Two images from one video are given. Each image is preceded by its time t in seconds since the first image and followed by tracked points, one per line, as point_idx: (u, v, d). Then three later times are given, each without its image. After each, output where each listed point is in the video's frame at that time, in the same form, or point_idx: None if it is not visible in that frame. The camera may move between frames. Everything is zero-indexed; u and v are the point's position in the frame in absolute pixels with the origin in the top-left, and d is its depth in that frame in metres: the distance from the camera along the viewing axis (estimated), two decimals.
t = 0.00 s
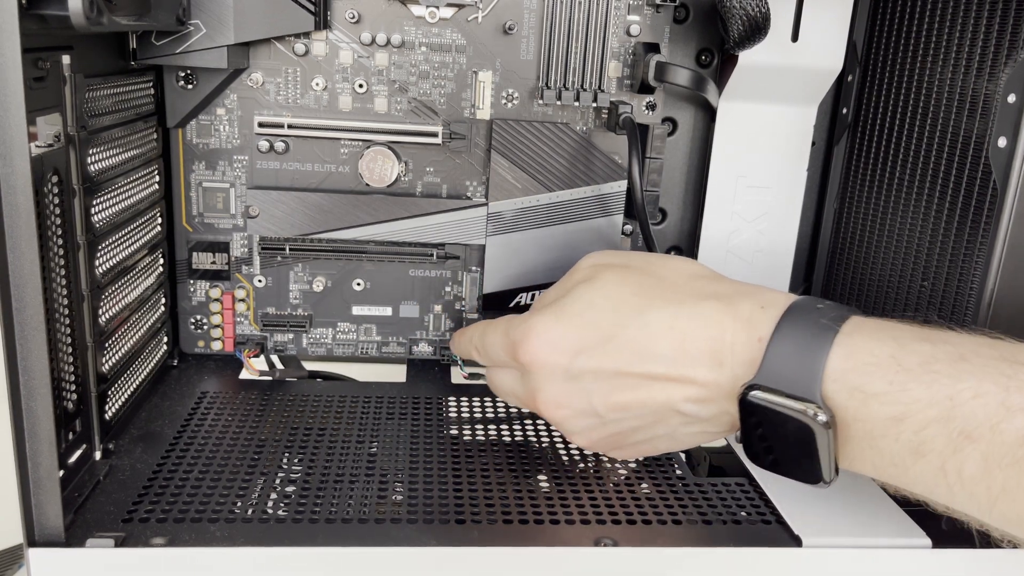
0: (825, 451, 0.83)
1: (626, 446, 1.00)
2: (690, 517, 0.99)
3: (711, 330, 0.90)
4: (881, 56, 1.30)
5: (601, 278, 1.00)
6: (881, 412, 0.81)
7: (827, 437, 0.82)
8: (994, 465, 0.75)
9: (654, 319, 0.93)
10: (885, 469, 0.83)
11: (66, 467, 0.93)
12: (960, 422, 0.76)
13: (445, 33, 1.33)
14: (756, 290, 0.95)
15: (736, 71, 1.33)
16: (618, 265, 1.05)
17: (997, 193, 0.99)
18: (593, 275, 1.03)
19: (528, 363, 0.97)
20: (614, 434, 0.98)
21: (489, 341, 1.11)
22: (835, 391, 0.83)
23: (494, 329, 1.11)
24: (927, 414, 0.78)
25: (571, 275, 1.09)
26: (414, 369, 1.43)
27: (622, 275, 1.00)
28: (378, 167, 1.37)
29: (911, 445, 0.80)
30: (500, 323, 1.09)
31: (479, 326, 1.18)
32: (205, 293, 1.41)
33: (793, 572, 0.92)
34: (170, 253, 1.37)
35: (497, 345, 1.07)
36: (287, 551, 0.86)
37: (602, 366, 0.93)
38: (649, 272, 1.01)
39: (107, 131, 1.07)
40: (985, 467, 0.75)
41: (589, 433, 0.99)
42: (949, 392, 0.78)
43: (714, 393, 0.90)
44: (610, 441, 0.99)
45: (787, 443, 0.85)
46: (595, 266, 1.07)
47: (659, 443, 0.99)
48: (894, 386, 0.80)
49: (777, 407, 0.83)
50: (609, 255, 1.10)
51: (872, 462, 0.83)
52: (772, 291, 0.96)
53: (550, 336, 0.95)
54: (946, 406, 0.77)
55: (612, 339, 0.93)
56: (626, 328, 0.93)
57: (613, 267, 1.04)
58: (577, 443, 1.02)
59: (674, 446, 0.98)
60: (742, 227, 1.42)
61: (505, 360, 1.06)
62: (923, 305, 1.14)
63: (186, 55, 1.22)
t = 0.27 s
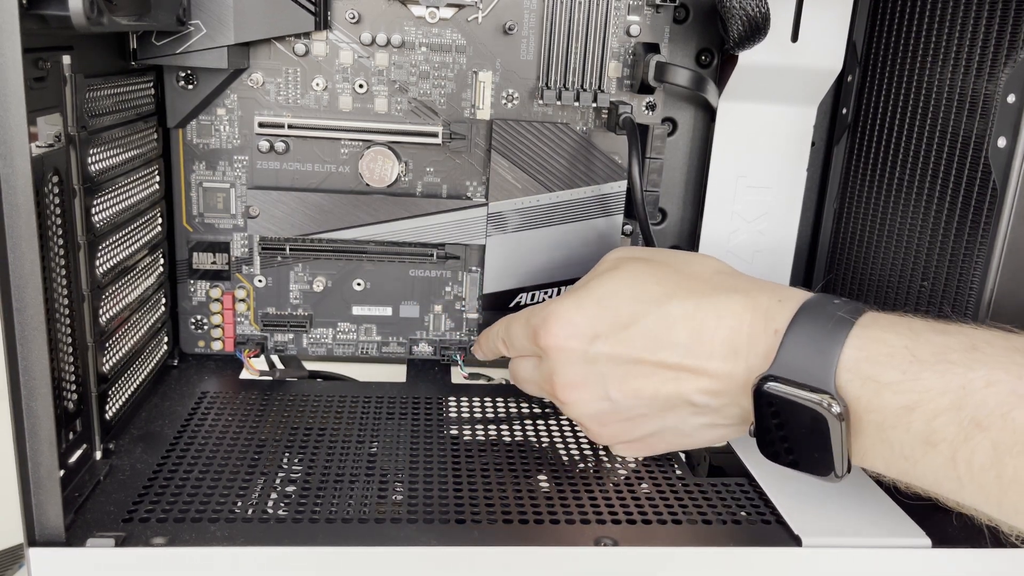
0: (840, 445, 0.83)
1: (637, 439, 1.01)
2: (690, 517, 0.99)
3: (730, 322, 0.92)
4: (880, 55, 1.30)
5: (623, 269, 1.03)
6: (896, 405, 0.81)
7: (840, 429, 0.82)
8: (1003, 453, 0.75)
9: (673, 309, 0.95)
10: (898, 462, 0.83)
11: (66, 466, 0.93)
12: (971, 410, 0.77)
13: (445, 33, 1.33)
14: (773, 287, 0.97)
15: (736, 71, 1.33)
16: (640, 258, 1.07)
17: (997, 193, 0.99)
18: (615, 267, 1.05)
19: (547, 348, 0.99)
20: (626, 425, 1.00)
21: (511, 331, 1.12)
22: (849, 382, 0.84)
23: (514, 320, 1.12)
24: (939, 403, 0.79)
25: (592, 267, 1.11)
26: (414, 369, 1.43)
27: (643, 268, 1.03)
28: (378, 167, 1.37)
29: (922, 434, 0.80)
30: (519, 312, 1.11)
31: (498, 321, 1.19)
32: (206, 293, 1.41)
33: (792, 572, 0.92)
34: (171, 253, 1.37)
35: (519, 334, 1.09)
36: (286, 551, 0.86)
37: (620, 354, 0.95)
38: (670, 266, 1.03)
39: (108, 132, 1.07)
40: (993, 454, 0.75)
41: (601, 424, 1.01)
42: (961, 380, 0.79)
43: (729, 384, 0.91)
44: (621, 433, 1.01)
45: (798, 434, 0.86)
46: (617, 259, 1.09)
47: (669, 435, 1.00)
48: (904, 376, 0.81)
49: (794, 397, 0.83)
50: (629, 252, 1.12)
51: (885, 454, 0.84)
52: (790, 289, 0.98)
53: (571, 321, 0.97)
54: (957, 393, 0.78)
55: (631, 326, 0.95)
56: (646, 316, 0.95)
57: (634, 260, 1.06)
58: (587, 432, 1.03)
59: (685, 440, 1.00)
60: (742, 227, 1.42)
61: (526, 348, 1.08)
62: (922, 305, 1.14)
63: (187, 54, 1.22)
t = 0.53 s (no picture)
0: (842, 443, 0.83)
1: (641, 439, 1.01)
2: (690, 517, 0.99)
3: (734, 322, 0.92)
4: (880, 55, 1.30)
5: (627, 270, 1.03)
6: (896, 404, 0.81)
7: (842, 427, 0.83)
8: (1003, 454, 0.75)
9: (678, 309, 0.95)
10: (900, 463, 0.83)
11: (66, 466, 0.93)
12: (972, 411, 0.77)
13: (445, 33, 1.33)
14: (777, 287, 0.97)
15: (736, 71, 1.33)
16: (643, 259, 1.07)
17: (997, 193, 0.99)
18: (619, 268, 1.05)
19: (552, 348, 0.99)
20: (630, 425, 1.00)
21: (511, 332, 1.12)
22: (851, 383, 0.84)
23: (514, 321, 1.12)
24: (941, 404, 0.79)
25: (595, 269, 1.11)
26: (414, 369, 1.43)
27: (647, 269, 1.03)
28: (378, 167, 1.37)
29: (923, 435, 0.80)
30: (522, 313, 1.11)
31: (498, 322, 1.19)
32: (206, 293, 1.41)
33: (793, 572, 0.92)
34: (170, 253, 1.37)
35: (519, 336, 1.08)
36: (286, 551, 0.86)
37: (625, 353, 0.95)
38: (674, 267, 1.03)
39: (108, 131, 1.07)
40: (994, 455, 0.76)
41: (605, 424, 1.01)
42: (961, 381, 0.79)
43: (734, 384, 0.91)
44: (625, 433, 1.01)
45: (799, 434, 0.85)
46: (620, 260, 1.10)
47: (672, 435, 1.00)
48: (906, 377, 0.81)
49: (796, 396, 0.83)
50: (632, 253, 1.12)
51: (887, 454, 0.84)
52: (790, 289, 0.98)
53: (575, 321, 0.97)
54: (958, 394, 0.78)
55: (636, 326, 0.95)
56: (650, 316, 0.95)
57: (637, 261, 1.06)
58: (591, 434, 1.03)
59: (689, 440, 1.00)
60: (742, 227, 1.42)
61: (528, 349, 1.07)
62: (922, 304, 1.14)
63: (187, 55, 1.22)
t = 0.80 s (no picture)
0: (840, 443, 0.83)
1: (638, 442, 1.01)
2: (690, 517, 0.99)
3: (728, 322, 0.92)
4: (880, 55, 1.30)
5: (624, 274, 1.04)
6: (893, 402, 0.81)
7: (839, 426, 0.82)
8: (1004, 450, 0.75)
9: (672, 311, 0.95)
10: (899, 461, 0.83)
11: (66, 466, 0.93)
12: (973, 407, 0.77)
13: (445, 34, 1.34)
14: (775, 287, 0.97)
15: (736, 71, 1.33)
16: (642, 263, 1.08)
17: (996, 192, 0.99)
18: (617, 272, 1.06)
19: (547, 351, 1.00)
20: (627, 427, 1.00)
21: (510, 335, 1.13)
22: (848, 380, 0.84)
23: (513, 324, 1.12)
24: (940, 400, 0.79)
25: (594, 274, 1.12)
26: (414, 369, 1.43)
27: (644, 272, 1.03)
28: (378, 167, 1.37)
29: (922, 433, 0.80)
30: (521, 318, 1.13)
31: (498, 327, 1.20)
32: (206, 293, 1.41)
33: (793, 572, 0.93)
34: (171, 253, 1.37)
35: (516, 339, 1.09)
36: (286, 551, 0.86)
37: (619, 355, 0.96)
38: (671, 270, 1.04)
39: (108, 132, 1.07)
40: (995, 452, 0.75)
41: (601, 426, 1.01)
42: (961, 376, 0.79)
43: (729, 384, 0.91)
44: (621, 435, 1.01)
45: (798, 433, 0.85)
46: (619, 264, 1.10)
47: (669, 438, 1.00)
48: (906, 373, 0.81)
49: (793, 395, 0.83)
50: (632, 257, 1.13)
51: (886, 453, 0.84)
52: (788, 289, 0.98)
53: (569, 324, 0.99)
54: (959, 390, 0.78)
55: (630, 328, 0.96)
56: (644, 318, 0.96)
57: (635, 265, 1.07)
58: (588, 436, 1.03)
59: (687, 443, 0.99)
60: (742, 227, 1.42)
61: (525, 351, 1.08)
62: (923, 304, 1.14)
63: (187, 55, 1.22)
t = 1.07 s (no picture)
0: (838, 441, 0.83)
1: (635, 443, 1.01)
2: (690, 517, 0.99)
3: (725, 321, 0.92)
4: (880, 55, 1.30)
5: (624, 274, 1.04)
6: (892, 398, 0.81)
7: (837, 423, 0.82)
8: (1002, 443, 0.74)
9: (669, 310, 0.95)
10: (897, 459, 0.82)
11: (66, 466, 0.93)
12: (971, 399, 0.77)
13: (445, 34, 1.34)
14: (774, 288, 0.97)
15: (736, 71, 1.33)
16: (642, 263, 1.08)
17: (996, 192, 0.99)
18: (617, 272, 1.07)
19: (545, 348, 1.01)
20: (624, 427, 0.99)
21: (509, 335, 1.13)
22: (847, 376, 0.84)
23: (512, 323, 1.13)
24: (939, 393, 0.79)
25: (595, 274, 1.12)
26: (414, 369, 1.43)
27: (644, 272, 1.04)
28: (378, 167, 1.37)
29: (920, 427, 0.80)
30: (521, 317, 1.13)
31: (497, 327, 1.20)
32: (206, 293, 1.41)
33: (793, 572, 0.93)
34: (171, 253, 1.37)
35: (515, 337, 1.10)
36: (286, 551, 0.86)
37: (616, 354, 0.96)
38: (671, 270, 1.04)
39: (108, 131, 1.07)
40: (993, 443, 0.75)
41: (598, 426, 1.01)
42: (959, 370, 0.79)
43: (726, 384, 0.91)
44: (618, 436, 1.00)
45: (796, 433, 0.85)
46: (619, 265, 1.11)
47: (667, 440, 0.99)
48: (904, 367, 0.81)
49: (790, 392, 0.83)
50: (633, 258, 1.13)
51: (884, 450, 0.83)
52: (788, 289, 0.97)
53: (567, 322, 0.99)
54: (957, 383, 0.78)
55: (627, 326, 0.96)
56: (642, 317, 0.96)
57: (635, 265, 1.07)
58: (585, 436, 1.03)
59: (685, 445, 0.99)
60: (742, 227, 1.42)
61: (524, 350, 1.09)
62: (923, 303, 1.14)
63: (187, 55, 1.22)
